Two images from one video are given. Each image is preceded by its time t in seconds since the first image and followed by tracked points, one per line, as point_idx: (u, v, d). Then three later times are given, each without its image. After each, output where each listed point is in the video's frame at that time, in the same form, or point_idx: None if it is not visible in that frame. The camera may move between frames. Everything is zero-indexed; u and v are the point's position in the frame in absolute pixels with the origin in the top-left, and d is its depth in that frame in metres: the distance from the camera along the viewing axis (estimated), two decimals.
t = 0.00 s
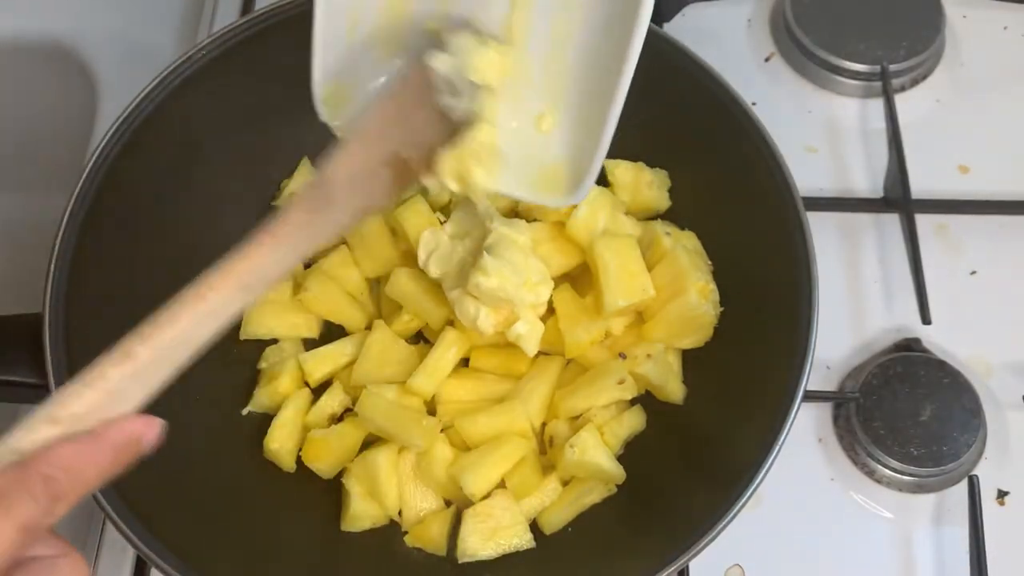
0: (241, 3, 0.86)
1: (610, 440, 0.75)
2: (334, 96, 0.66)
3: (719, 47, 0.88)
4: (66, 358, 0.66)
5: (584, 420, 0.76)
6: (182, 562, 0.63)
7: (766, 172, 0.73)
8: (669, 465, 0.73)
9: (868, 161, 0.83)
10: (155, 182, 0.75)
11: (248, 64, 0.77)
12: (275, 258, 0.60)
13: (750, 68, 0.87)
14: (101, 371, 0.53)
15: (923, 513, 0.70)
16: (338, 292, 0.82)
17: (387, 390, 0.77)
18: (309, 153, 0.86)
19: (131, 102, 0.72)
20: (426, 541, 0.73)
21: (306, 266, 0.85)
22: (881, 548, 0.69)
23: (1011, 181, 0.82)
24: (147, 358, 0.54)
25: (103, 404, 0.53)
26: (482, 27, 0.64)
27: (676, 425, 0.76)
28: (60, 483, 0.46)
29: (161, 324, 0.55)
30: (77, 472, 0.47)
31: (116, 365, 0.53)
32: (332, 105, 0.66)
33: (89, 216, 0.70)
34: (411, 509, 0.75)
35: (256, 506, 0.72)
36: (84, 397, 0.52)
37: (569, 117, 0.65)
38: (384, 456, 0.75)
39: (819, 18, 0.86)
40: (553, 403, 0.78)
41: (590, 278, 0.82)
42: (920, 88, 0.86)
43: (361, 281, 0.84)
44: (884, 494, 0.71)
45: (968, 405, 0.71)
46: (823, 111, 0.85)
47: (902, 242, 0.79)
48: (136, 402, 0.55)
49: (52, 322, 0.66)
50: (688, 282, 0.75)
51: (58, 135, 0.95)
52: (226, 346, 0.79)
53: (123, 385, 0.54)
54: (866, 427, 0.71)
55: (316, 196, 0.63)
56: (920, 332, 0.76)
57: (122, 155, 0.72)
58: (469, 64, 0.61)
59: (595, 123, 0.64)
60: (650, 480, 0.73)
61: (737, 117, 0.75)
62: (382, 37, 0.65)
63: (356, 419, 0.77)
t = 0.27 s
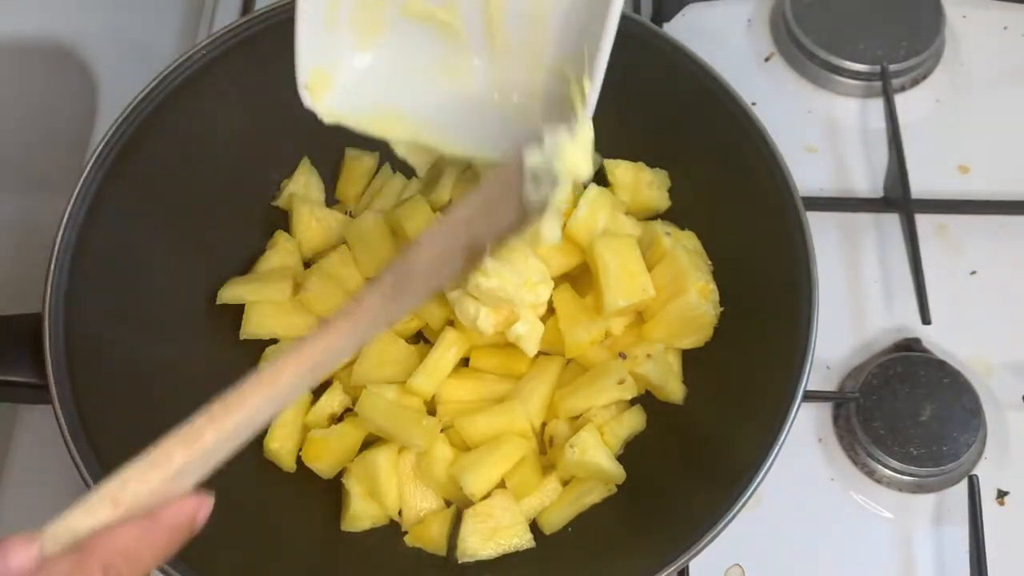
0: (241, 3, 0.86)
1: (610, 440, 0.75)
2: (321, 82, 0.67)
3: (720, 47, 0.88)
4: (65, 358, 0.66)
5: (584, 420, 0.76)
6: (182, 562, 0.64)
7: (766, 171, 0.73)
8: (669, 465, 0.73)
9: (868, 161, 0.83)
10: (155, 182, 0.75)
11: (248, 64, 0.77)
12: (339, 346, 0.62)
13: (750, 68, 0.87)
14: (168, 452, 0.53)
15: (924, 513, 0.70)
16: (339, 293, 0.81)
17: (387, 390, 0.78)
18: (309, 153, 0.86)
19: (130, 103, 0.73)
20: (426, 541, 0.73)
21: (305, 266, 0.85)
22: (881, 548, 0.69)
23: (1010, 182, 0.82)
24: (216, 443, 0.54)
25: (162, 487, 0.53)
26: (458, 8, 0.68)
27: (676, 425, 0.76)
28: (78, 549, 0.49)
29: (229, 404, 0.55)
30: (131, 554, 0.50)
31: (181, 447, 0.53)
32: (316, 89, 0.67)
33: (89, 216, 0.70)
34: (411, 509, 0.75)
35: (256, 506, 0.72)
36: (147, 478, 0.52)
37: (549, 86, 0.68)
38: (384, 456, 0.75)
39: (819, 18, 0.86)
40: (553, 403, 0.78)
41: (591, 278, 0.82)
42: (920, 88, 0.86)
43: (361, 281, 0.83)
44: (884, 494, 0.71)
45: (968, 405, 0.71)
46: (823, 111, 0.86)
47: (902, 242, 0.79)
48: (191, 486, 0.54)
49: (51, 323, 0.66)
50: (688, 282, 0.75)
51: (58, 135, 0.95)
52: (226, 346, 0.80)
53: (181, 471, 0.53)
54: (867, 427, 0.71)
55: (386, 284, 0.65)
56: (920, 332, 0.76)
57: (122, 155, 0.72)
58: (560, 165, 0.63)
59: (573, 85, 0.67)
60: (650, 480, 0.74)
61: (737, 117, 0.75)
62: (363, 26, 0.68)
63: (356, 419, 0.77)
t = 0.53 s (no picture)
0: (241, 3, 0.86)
1: (610, 440, 0.75)
2: (306, 32, 0.61)
3: (719, 47, 0.88)
4: (66, 358, 0.65)
5: (584, 420, 0.76)
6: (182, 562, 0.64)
7: (766, 171, 0.73)
8: (669, 465, 0.73)
9: (868, 161, 0.83)
10: (156, 182, 0.75)
11: (249, 64, 0.77)
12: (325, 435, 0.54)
13: (750, 68, 0.87)
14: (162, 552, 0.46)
15: (923, 513, 0.70)
16: (339, 292, 0.81)
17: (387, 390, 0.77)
18: (309, 153, 0.86)
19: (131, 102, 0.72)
20: (426, 541, 0.73)
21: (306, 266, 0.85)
22: (881, 548, 0.69)
23: (1010, 181, 0.82)
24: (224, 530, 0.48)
25: None
26: None
27: (676, 425, 0.76)
28: None
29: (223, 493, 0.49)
30: None
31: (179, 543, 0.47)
32: (304, 41, 0.61)
33: (89, 215, 0.70)
34: (411, 509, 0.75)
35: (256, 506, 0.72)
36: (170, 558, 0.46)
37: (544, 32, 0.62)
38: (384, 456, 0.75)
39: (819, 18, 0.86)
40: (553, 403, 0.78)
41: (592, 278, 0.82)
42: (920, 88, 0.86)
43: (361, 281, 0.84)
44: (883, 494, 0.71)
45: (968, 405, 0.71)
46: (823, 111, 0.86)
47: (902, 242, 0.79)
48: None
49: (52, 324, 0.66)
50: (688, 282, 0.75)
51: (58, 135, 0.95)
52: (226, 346, 0.80)
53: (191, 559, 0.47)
54: (866, 427, 0.71)
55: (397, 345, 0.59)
56: (920, 332, 0.76)
57: (122, 155, 0.71)
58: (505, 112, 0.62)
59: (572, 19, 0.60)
60: (650, 480, 0.74)
61: (737, 116, 0.74)
62: None
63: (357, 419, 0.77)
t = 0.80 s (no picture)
0: (241, 3, 0.86)
1: (610, 440, 0.75)
2: (315, 39, 0.61)
3: (719, 47, 0.88)
4: (66, 359, 0.65)
5: (584, 420, 0.76)
6: (182, 562, 0.64)
7: (766, 171, 0.73)
8: (669, 465, 0.73)
9: (868, 161, 0.83)
10: (155, 182, 0.75)
11: (249, 64, 0.77)
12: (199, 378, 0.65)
13: (750, 68, 0.87)
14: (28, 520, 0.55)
15: (923, 513, 0.70)
16: (340, 292, 0.81)
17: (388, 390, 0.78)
18: (309, 152, 0.86)
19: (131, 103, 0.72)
20: (426, 541, 0.73)
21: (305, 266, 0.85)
22: (881, 548, 0.69)
23: (1010, 181, 0.82)
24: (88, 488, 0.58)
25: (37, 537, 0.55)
26: None
27: (676, 425, 0.76)
28: None
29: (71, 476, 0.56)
30: None
31: (50, 496, 0.56)
32: (315, 48, 0.60)
33: (89, 216, 0.70)
34: (412, 509, 0.75)
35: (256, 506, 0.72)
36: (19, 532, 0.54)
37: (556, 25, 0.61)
38: (384, 456, 0.75)
39: (820, 18, 0.86)
40: (553, 404, 0.78)
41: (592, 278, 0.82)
42: (920, 88, 0.86)
43: (361, 280, 0.83)
44: (883, 494, 0.71)
45: (968, 405, 0.71)
46: (823, 111, 0.86)
47: (902, 242, 0.79)
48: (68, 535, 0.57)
49: (52, 324, 0.66)
50: (688, 282, 0.75)
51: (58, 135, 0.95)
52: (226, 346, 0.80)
53: (53, 520, 0.56)
54: (866, 427, 0.71)
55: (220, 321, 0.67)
56: (920, 332, 0.76)
57: (122, 155, 0.71)
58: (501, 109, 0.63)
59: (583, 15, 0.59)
60: (650, 480, 0.74)
61: (736, 116, 0.74)
62: None
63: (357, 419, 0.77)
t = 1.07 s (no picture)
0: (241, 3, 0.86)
1: (610, 440, 0.75)
2: (315, 66, 0.62)
3: (719, 47, 0.88)
4: (66, 358, 0.65)
5: (584, 420, 0.76)
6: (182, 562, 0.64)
7: (766, 171, 0.73)
8: (669, 465, 0.73)
9: (868, 161, 0.83)
10: (156, 181, 0.75)
11: (249, 64, 0.77)
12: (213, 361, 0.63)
13: (750, 68, 0.87)
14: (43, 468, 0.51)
15: (923, 513, 0.70)
16: (340, 292, 0.81)
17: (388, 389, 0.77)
18: (309, 153, 0.86)
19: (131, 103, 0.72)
20: (426, 540, 0.73)
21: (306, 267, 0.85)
22: (881, 548, 0.69)
23: (1011, 181, 0.82)
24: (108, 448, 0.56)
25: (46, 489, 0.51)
26: None
27: (676, 425, 0.76)
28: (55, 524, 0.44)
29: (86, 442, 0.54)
30: (83, 525, 0.45)
31: (113, 422, 0.57)
32: (312, 73, 0.62)
33: (89, 216, 0.70)
34: (411, 509, 0.75)
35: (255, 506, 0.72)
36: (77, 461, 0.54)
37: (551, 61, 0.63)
38: (384, 456, 0.75)
39: (820, 18, 0.86)
40: (553, 404, 0.78)
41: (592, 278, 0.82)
42: (919, 88, 0.86)
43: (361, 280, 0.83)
44: (883, 494, 0.71)
45: (968, 405, 0.71)
46: (823, 111, 0.86)
47: (902, 241, 0.79)
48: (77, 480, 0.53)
49: (53, 324, 0.66)
50: (688, 282, 0.75)
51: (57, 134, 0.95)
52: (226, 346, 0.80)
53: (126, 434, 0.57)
54: (866, 427, 0.71)
55: (241, 309, 0.67)
56: (920, 332, 0.76)
57: (122, 156, 0.71)
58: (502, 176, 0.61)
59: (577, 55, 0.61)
60: (650, 480, 0.74)
61: (737, 116, 0.74)
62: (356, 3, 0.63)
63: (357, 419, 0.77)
